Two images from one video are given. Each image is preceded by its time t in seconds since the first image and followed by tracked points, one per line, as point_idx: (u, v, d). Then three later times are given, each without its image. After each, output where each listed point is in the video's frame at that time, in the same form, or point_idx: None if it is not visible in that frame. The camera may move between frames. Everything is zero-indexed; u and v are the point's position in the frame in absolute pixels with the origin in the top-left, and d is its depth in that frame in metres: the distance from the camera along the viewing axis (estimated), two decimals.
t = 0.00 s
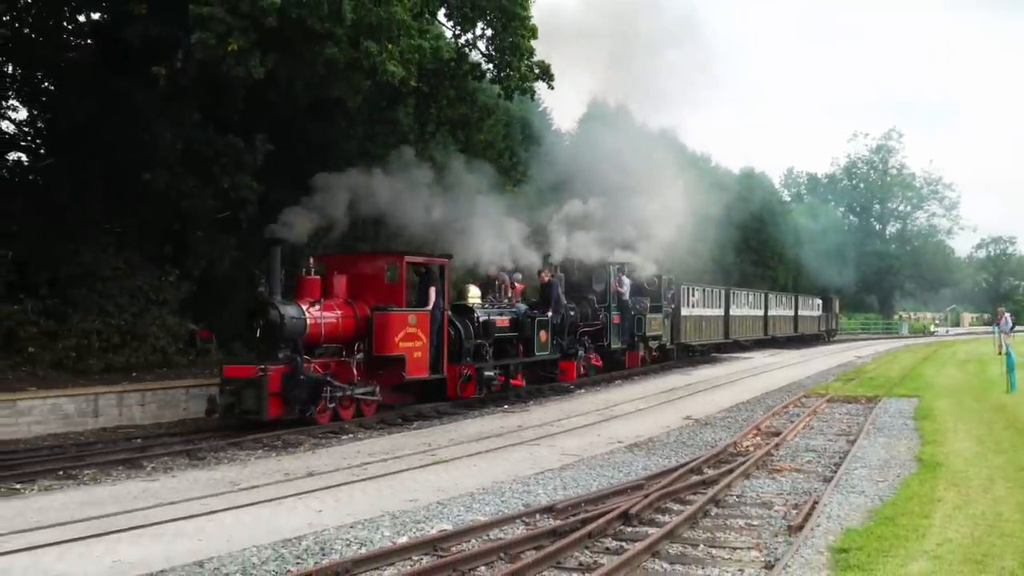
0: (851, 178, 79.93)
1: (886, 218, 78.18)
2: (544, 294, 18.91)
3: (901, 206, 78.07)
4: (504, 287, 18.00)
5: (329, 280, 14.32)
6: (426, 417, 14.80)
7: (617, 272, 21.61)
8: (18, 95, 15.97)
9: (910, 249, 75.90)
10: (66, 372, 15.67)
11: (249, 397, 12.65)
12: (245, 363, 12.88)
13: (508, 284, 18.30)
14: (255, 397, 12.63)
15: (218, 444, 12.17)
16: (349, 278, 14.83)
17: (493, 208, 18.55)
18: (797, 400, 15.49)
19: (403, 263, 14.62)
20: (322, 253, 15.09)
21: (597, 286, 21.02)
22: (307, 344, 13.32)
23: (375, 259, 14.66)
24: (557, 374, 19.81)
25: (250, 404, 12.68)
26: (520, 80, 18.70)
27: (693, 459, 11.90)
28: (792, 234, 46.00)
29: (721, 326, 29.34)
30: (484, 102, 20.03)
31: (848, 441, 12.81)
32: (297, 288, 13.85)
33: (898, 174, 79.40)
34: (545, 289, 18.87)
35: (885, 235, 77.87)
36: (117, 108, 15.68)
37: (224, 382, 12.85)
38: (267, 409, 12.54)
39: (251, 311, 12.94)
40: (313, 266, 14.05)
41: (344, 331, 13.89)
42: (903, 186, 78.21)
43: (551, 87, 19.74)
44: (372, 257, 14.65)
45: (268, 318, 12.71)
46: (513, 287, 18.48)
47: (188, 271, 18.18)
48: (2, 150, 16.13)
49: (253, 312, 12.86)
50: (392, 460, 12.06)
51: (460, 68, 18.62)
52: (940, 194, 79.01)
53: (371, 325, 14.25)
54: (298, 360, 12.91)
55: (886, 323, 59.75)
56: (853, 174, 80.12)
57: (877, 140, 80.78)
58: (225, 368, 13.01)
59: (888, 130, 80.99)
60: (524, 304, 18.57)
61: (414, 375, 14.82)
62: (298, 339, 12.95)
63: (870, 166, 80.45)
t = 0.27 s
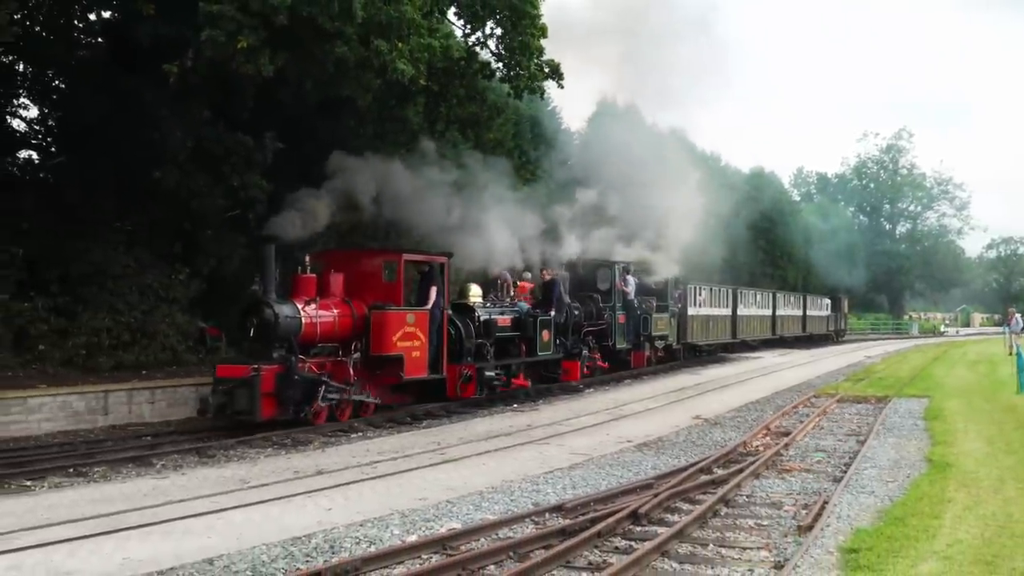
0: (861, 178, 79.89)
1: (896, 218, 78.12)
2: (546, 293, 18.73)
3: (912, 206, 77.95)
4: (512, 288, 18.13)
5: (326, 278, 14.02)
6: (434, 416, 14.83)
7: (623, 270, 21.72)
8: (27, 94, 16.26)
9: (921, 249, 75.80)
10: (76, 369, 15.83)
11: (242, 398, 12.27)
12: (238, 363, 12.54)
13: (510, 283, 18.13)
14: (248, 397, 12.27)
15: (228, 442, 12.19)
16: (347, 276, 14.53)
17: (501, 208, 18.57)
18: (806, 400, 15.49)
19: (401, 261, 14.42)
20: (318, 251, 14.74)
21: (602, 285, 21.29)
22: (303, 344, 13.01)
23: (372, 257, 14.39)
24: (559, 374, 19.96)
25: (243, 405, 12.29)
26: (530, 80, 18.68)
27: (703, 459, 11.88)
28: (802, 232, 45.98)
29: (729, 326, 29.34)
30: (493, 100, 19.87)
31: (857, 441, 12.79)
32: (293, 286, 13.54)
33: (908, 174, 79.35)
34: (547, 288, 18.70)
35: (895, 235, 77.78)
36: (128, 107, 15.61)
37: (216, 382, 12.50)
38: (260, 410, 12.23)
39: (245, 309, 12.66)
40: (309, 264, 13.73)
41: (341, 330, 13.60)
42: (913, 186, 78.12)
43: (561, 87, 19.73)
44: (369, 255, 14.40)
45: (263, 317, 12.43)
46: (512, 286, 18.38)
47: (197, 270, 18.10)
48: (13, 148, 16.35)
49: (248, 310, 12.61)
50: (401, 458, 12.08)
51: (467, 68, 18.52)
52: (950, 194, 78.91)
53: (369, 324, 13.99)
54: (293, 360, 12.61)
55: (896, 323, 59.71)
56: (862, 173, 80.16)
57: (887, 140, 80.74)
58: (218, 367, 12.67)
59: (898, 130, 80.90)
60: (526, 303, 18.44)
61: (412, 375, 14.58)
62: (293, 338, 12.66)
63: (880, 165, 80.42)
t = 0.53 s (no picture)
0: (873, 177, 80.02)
1: (908, 218, 78.11)
2: (548, 291, 18.49)
3: (924, 206, 77.84)
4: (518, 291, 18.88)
5: (322, 276, 13.76)
6: (445, 416, 14.86)
7: (628, 270, 21.60)
8: (42, 92, 16.23)
9: (933, 249, 75.68)
10: (88, 368, 16.00)
11: (235, 399, 12.00)
12: (232, 363, 12.28)
13: (511, 283, 18.26)
14: (242, 398, 12.00)
15: (239, 441, 12.20)
16: (344, 275, 14.26)
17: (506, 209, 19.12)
18: (817, 400, 15.52)
19: (399, 259, 14.19)
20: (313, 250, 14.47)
21: (606, 285, 21.14)
22: (298, 343, 12.79)
23: (370, 255, 14.11)
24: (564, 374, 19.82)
25: (236, 406, 12.00)
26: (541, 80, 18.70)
27: (714, 459, 11.88)
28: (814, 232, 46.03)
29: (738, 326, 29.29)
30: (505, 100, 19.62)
31: (868, 442, 12.78)
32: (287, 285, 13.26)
33: (919, 174, 79.36)
34: (550, 287, 18.44)
35: (907, 235, 77.74)
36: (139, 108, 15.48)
37: (209, 383, 12.26)
38: (253, 412, 11.95)
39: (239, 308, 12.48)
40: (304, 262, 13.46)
41: (337, 330, 13.37)
42: (925, 186, 78.07)
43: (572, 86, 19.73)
44: (367, 253, 14.11)
45: (257, 316, 12.28)
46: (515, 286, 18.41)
47: (207, 268, 18.04)
48: (26, 147, 16.22)
49: (242, 309, 12.45)
50: (411, 457, 12.09)
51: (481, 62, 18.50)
52: (962, 194, 78.79)
53: (366, 324, 13.75)
54: (288, 360, 12.37)
55: (907, 323, 59.69)
56: (874, 172, 80.05)
57: (898, 140, 80.71)
58: (211, 367, 12.41)
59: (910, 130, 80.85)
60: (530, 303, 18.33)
61: (410, 375, 14.36)
62: (289, 338, 12.45)
63: (891, 165, 80.47)
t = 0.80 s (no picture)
0: (884, 178, 80.08)
1: (920, 218, 78.07)
2: (553, 292, 18.35)
3: (936, 207, 77.75)
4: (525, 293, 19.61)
5: (319, 276, 13.55)
6: (455, 416, 14.89)
7: (634, 271, 21.50)
8: (54, 93, 16.15)
9: (945, 250, 75.57)
10: (100, 368, 16.06)
11: (228, 400, 11.79)
12: (226, 364, 12.04)
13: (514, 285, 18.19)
14: (235, 400, 11.76)
15: (249, 441, 12.21)
16: (341, 275, 14.05)
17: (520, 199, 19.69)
18: (828, 402, 15.56)
19: (399, 258, 14.02)
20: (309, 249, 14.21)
21: (612, 286, 21.10)
22: (295, 344, 12.57)
23: (369, 255, 13.95)
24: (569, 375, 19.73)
25: (229, 408, 11.79)
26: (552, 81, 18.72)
27: (725, 459, 11.88)
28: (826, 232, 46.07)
29: (748, 327, 29.26)
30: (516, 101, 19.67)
31: (880, 443, 12.77)
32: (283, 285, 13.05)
33: (931, 174, 79.33)
34: (555, 288, 18.31)
35: (919, 236, 77.68)
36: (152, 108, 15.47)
37: (202, 384, 12.03)
38: (247, 413, 11.70)
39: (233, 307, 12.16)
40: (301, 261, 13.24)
41: (334, 331, 13.17)
42: (937, 187, 78.01)
43: (583, 86, 19.74)
44: (365, 253, 13.96)
45: (252, 316, 11.94)
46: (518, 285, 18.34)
47: (220, 269, 18.11)
48: (37, 147, 16.08)
49: (237, 309, 12.12)
50: (422, 458, 12.11)
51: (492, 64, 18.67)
52: (974, 195, 78.65)
53: (364, 325, 13.56)
54: (284, 361, 12.10)
55: (919, 324, 59.61)
56: (886, 172, 79.86)
57: (910, 141, 80.68)
58: (205, 368, 12.19)
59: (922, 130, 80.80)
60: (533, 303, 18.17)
61: (409, 377, 14.21)
62: (284, 339, 12.17)
63: (903, 166, 80.49)
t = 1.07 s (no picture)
0: (899, 179, 80.08)
1: (936, 220, 77.91)
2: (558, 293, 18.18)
3: (952, 208, 77.40)
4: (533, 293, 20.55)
5: (318, 276, 13.44)
6: (468, 417, 14.93)
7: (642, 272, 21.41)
8: (67, 94, 16.30)
9: (960, 251, 75.33)
10: (114, 368, 16.12)
11: (223, 402, 11.63)
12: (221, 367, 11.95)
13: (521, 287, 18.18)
14: (230, 402, 11.60)
15: (263, 441, 12.22)
16: (340, 276, 13.94)
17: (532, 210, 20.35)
18: (843, 405, 15.57)
19: (399, 259, 13.88)
20: (306, 250, 14.10)
21: (620, 287, 21.06)
22: (292, 345, 12.45)
23: (369, 255, 13.82)
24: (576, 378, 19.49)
25: (223, 411, 11.62)
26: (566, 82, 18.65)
27: (739, 462, 11.85)
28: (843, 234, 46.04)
29: (759, 329, 29.21)
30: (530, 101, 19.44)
31: (895, 446, 12.72)
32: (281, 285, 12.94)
33: (947, 176, 79.19)
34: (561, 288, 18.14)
35: (934, 237, 77.52)
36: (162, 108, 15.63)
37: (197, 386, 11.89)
38: (242, 415, 11.57)
39: (228, 308, 12.06)
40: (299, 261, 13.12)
41: (332, 332, 13.02)
42: (953, 189, 77.81)
43: (596, 88, 19.73)
44: (365, 253, 13.83)
45: (248, 317, 11.85)
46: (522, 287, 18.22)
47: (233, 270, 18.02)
48: (52, 147, 16.38)
49: (232, 310, 12.03)
50: (435, 459, 12.11)
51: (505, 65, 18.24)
52: (989, 197, 78.40)
53: (364, 327, 13.40)
54: (280, 363, 12.00)
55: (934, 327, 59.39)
56: (900, 174, 79.70)
57: (925, 142, 80.57)
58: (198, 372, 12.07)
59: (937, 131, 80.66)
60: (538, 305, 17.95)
61: (410, 380, 13.98)
62: (280, 340, 12.11)
63: (919, 167, 80.45)
